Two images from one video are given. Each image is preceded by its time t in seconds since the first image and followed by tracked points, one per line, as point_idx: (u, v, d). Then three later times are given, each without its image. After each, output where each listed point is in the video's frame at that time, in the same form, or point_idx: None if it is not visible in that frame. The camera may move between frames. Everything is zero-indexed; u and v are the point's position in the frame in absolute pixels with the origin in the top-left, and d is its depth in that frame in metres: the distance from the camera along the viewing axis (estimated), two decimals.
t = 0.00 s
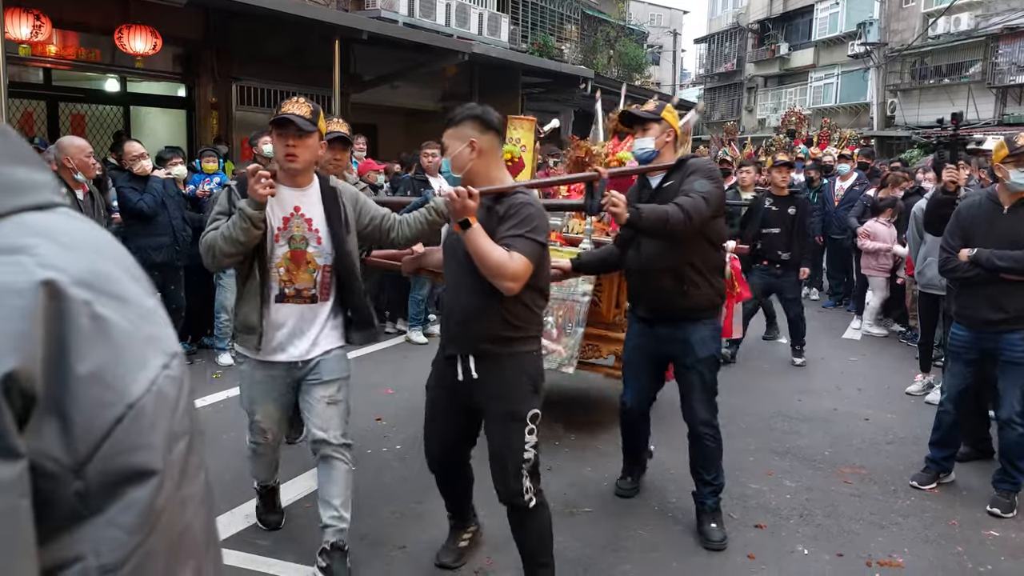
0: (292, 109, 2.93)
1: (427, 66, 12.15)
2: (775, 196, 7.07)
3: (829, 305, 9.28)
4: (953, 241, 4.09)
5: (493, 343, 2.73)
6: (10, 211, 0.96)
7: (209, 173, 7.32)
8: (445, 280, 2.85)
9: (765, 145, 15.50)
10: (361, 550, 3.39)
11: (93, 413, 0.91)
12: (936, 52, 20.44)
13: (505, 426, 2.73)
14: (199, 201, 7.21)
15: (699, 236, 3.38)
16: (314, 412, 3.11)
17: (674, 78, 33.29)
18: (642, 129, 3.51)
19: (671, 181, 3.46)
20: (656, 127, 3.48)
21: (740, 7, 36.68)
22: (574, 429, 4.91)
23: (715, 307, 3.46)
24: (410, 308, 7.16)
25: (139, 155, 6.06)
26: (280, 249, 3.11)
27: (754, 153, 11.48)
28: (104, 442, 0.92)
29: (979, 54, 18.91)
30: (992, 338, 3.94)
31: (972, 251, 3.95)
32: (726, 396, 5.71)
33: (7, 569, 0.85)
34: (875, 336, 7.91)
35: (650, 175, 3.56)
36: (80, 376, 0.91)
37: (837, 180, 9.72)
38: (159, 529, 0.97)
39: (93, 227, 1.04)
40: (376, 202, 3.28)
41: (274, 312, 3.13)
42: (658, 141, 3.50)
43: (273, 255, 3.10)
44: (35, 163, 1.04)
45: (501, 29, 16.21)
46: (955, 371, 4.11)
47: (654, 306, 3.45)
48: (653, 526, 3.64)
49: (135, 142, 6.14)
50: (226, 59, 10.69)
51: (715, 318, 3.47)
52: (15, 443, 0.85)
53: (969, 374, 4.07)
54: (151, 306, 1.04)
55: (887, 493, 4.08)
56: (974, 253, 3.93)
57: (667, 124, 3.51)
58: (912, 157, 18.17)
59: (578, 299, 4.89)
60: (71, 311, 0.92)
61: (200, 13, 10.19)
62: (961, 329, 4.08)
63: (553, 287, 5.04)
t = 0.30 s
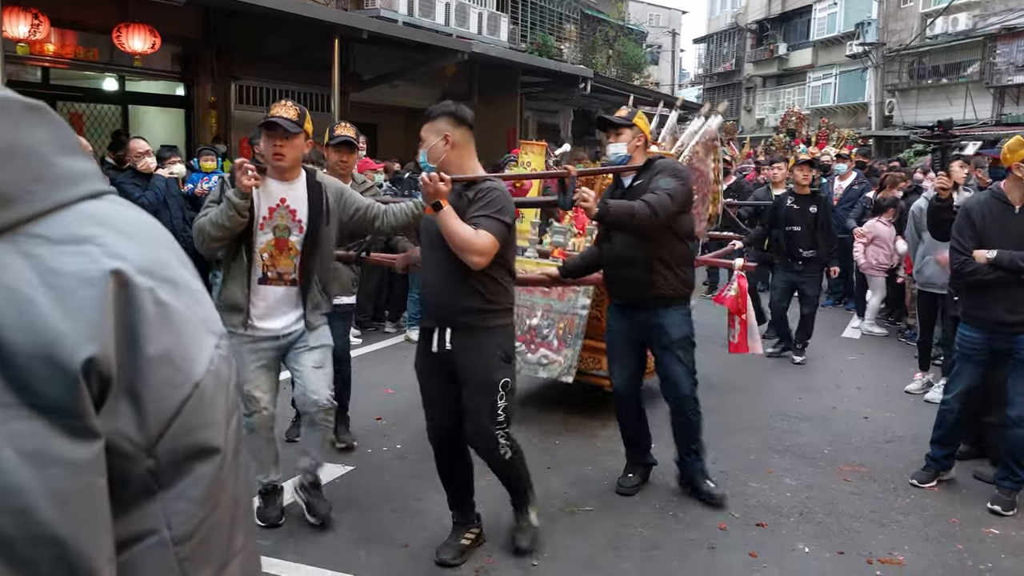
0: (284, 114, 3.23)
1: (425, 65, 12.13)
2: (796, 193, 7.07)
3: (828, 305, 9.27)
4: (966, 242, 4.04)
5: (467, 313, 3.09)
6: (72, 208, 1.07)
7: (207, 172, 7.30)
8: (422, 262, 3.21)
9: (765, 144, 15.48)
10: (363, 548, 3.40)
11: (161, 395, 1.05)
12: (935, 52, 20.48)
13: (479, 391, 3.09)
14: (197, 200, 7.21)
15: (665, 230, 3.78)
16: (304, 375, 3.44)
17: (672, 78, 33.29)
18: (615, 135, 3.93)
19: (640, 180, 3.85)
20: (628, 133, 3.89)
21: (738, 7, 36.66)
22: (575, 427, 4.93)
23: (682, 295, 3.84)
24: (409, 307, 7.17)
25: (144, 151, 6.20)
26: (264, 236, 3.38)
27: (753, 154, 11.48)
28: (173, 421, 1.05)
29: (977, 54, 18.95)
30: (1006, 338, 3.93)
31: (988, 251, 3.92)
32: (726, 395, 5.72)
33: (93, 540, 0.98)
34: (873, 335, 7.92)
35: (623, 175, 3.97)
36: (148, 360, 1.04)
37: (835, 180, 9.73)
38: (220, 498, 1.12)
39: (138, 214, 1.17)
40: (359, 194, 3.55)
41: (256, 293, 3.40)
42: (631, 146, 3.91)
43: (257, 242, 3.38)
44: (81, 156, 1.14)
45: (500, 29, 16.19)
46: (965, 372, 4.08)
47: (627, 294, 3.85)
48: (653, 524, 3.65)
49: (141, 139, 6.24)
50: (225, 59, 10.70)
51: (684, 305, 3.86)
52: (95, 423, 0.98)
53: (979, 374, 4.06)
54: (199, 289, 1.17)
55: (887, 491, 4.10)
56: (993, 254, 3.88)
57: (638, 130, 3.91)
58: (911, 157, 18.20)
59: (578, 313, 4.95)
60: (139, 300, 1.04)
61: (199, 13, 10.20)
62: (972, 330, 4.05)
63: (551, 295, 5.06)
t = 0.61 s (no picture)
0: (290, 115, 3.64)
1: (424, 64, 12.12)
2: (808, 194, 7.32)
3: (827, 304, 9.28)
4: (982, 242, 3.98)
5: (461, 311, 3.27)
6: (99, 194, 1.06)
7: (207, 170, 7.29)
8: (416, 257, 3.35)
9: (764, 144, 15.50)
10: (364, 547, 3.39)
11: (187, 383, 1.03)
12: (934, 51, 20.50)
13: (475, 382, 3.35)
14: (196, 198, 7.21)
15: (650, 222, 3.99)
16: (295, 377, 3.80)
17: (671, 77, 33.32)
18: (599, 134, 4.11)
19: (624, 176, 4.06)
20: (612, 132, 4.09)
21: (738, 6, 36.67)
22: (574, 426, 4.93)
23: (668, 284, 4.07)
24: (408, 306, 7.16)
25: (145, 150, 6.16)
26: (273, 226, 3.79)
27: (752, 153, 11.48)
28: (199, 408, 1.04)
29: (976, 54, 18.98)
30: (1018, 337, 3.93)
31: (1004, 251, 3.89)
32: (725, 394, 5.72)
33: (120, 525, 0.97)
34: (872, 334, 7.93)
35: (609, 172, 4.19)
36: (175, 348, 1.02)
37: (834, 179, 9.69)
38: (247, 486, 1.10)
39: (164, 204, 1.15)
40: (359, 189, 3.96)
41: (267, 277, 3.81)
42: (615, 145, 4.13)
43: (265, 230, 3.79)
44: (107, 144, 1.11)
45: (500, 28, 16.19)
46: (974, 372, 4.06)
47: (615, 287, 4.03)
48: (653, 523, 3.65)
49: (142, 137, 6.25)
50: (224, 58, 10.70)
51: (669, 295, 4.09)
52: (122, 410, 0.97)
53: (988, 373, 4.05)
54: (224, 277, 1.15)
55: (887, 489, 4.10)
56: (1012, 256, 3.85)
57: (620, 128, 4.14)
58: (909, 156, 18.23)
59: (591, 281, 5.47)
60: (165, 287, 1.03)
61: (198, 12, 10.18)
62: (981, 330, 4.02)
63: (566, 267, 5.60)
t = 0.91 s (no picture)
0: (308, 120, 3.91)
1: (420, 62, 12.09)
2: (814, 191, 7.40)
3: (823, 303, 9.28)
4: (982, 240, 3.96)
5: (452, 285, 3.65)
6: (98, 186, 1.03)
7: (200, 168, 7.25)
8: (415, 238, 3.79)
9: (760, 142, 15.51)
10: (358, 547, 3.36)
11: (180, 377, 1.00)
12: (929, 50, 20.54)
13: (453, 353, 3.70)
14: (189, 196, 7.17)
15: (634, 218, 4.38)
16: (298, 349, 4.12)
17: (667, 76, 33.26)
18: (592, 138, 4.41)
19: (614, 175, 4.41)
20: (603, 136, 4.41)
21: (733, 5, 36.67)
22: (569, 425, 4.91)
23: (652, 277, 4.46)
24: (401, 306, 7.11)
25: (141, 149, 6.11)
26: (289, 222, 4.06)
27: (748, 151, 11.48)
28: (191, 406, 1.01)
29: (972, 52, 19.05)
30: (1018, 336, 3.92)
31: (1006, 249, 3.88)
32: (721, 392, 5.71)
33: (106, 523, 0.93)
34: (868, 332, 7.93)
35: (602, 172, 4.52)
36: (167, 343, 0.99)
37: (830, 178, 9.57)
38: (241, 489, 1.07)
39: (169, 198, 1.13)
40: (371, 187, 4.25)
41: (283, 270, 4.07)
42: (607, 148, 4.43)
43: (282, 226, 4.05)
44: (113, 137, 1.09)
45: (495, 26, 16.15)
46: (971, 369, 4.05)
47: (605, 277, 4.44)
48: (649, 521, 3.63)
49: (135, 135, 6.20)
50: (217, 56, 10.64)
51: (650, 286, 4.47)
52: (110, 404, 0.93)
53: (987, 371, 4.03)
54: (225, 275, 1.12)
55: (884, 488, 4.09)
56: (1011, 254, 3.85)
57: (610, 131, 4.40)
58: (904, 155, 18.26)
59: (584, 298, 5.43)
60: (160, 280, 1.00)
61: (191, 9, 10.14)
62: (981, 327, 4.00)
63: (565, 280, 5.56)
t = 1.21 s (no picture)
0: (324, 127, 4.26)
1: (414, 62, 12.08)
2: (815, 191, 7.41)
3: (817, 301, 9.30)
4: (973, 239, 3.97)
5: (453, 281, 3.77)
6: (80, 185, 0.95)
7: (194, 168, 7.24)
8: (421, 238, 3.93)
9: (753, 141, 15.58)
10: (352, 548, 3.35)
11: (157, 388, 0.92)
12: (922, 50, 20.64)
13: (443, 338, 3.76)
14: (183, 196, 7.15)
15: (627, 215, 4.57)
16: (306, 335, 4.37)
17: (661, 76, 33.35)
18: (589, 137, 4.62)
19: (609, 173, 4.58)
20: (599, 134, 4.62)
21: (726, 5, 36.77)
22: (563, 425, 4.91)
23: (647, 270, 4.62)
24: (397, 305, 7.11)
25: (132, 149, 6.08)
26: (306, 220, 4.40)
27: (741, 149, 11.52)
28: (169, 418, 0.93)
29: (965, 52, 19.16)
30: (1010, 336, 3.93)
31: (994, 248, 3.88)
32: (716, 391, 5.72)
33: (80, 535, 0.87)
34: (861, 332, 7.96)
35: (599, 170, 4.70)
36: (143, 352, 0.91)
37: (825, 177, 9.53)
38: (226, 502, 0.97)
39: (159, 203, 1.04)
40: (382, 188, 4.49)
41: (298, 264, 4.42)
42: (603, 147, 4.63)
43: (300, 225, 4.41)
44: (102, 139, 1.01)
45: (489, 26, 16.17)
46: (965, 364, 4.10)
47: (601, 271, 4.66)
48: (644, 522, 3.63)
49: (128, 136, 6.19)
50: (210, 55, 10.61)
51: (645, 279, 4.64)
52: (84, 416, 0.87)
53: (980, 369, 4.08)
54: (215, 281, 1.04)
55: (879, 488, 4.09)
56: (998, 252, 3.86)
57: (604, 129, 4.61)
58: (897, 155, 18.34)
59: (584, 272, 5.57)
60: (137, 287, 0.92)
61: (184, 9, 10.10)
62: (974, 324, 4.05)
63: (565, 258, 5.72)
